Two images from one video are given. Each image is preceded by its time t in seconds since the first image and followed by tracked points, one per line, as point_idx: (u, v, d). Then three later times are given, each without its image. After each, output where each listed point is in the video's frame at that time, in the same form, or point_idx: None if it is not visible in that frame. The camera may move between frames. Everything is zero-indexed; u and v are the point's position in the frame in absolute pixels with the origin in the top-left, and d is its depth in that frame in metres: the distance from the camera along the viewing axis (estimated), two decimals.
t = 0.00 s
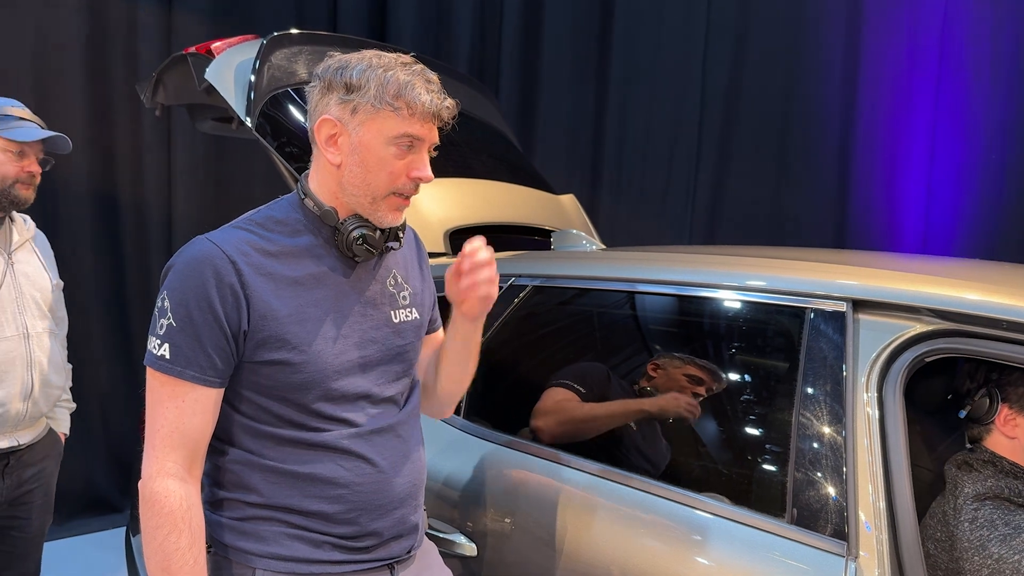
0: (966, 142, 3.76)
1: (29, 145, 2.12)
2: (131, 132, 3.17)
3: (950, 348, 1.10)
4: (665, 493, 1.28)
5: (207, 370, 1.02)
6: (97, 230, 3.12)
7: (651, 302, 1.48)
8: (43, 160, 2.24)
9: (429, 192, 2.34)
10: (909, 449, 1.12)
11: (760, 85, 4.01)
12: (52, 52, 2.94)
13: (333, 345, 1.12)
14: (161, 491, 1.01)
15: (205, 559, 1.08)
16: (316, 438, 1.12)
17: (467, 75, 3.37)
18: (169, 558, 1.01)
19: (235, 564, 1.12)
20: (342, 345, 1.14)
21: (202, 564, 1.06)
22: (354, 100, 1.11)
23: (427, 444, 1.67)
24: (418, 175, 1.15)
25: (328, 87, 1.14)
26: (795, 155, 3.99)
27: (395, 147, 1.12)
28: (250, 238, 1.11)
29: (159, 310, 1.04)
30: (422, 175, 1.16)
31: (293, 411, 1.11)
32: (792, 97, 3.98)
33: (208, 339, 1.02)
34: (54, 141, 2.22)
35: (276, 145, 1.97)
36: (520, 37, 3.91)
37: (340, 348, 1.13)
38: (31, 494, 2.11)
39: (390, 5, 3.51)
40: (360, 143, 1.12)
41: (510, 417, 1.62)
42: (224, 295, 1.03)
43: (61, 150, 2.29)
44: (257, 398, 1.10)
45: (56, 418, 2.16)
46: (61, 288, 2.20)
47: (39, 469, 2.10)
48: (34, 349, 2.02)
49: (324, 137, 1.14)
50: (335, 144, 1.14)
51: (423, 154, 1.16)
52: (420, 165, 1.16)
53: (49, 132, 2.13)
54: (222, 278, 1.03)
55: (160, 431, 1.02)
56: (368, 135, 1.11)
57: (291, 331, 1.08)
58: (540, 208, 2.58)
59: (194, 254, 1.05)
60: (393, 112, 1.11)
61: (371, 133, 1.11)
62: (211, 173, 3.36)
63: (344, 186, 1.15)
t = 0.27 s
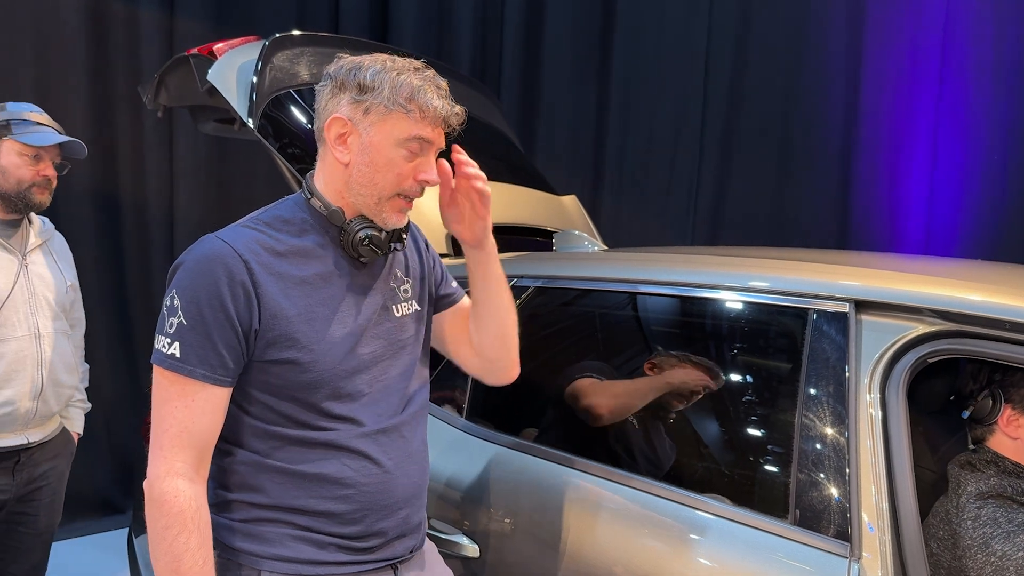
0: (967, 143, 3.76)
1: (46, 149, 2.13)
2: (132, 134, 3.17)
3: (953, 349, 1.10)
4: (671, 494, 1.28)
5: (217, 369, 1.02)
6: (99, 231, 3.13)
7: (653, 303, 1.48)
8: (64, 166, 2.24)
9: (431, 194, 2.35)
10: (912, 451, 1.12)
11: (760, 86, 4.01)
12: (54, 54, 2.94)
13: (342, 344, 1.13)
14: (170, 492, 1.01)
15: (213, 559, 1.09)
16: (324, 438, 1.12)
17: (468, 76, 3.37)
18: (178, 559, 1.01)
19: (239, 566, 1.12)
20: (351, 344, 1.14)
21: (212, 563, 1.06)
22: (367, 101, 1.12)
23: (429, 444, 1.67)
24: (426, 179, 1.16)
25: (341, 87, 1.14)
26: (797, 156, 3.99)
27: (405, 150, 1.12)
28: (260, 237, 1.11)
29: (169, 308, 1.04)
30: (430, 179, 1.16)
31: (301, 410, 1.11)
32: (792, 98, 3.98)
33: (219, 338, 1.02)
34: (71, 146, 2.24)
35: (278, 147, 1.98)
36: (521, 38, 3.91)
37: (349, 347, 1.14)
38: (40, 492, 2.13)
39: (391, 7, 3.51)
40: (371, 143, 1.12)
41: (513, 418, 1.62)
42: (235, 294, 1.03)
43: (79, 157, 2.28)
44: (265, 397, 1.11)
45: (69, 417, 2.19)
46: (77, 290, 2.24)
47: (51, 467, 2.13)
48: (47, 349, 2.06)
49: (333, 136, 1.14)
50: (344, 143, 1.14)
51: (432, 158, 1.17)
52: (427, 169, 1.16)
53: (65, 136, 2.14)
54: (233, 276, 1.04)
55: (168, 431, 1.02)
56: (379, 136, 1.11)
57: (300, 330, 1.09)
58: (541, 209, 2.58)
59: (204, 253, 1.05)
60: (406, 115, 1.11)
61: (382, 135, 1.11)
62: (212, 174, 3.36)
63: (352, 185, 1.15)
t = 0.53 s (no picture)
0: (967, 144, 3.76)
1: (52, 153, 2.15)
2: (132, 135, 3.17)
3: (954, 350, 1.10)
4: (674, 496, 1.28)
5: (218, 372, 1.02)
6: (100, 233, 3.13)
7: (654, 305, 1.48)
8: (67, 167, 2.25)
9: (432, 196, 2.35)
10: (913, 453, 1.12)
11: (761, 86, 4.01)
12: (55, 56, 2.94)
13: (342, 348, 1.13)
14: (176, 495, 1.01)
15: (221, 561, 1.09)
16: (324, 441, 1.12)
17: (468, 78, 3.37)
18: (186, 561, 1.01)
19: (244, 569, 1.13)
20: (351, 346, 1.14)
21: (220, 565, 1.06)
22: (370, 102, 1.12)
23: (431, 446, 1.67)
24: (426, 182, 1.16)
25: (344, 88, 1.14)
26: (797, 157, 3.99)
27: (407, 152, 1.12)
28: (260, 240, 1.11)
29: (169, 312, 1.04)
30: (430, 182, 1.16)
31: (301, 414, 1.11)
32: (793, 99, 3.98)
33: (220, 341, 1.02)
34: (79, 150, 2.25)
35: (279, 149, 1.97)
36: (521, 40, 3.92)
37: (350, 350, 1.14)
38: (44, 492, 2.13)
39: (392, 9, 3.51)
40: (372, 143, 1.12)
41: (514, 420, 1.62)
42: (235, 297, 1.03)
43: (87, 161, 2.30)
44: (265, 400, 1.11)
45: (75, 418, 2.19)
46: (83, 292, 2.24)
47: (56, 468, 2.13)
48: (52, 350, 2.06)
49: (335, 136, 1.15)
50: (345, 144, 1.14)
51: (433, 161, 1.17)
52: (428, 172, 1.16)
53: (72, 141, 2.15)
54: (233, 279, 1.04)
55: (172, 435, 1.02)
56: (380, 137, 1.12)
57: (300, 333, 1.09)
58: (542, 211, 2.59)
59: (205, 256, 1.05)
60: (409, 117, 1.12)
61: (384, 136, 1.11)
62: (213, 176, 3.37)
63: (352, 186, 1.15)
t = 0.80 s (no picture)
0: (965, 146, 3.74)
1: (52, 157, 2.15)
2: (132, 138, 3.18)
3: (953, 353, 1.10)
4: (673, 500, 1.28)
5: (214, 373, 1.02)
6: (100, 235, 3.14)
7: (653, 308, 1.48)
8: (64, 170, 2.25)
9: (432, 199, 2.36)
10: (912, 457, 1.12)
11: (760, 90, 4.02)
12: (54, 59, 2.95)
13: (339, 349, 1.12)
14: (169, 496, 1.00)
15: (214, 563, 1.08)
16: (321, 443, 1.12)
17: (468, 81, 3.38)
18: (179, 563, 1.01)
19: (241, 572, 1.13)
20: (347, 348, 1.14)
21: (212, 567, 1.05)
22: (369, 103, 1.12)
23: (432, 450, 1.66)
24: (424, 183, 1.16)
25: (344, 89, 1.15)
26: (796, 159, 3.99)
27: (405, 153, 1.12)
28: (257, 242, 1.11)
29: (166, 313, 1.04)
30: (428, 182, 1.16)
31: (298, 415, 1.11)
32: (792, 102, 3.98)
33: (216, 342, 1.02)
34: (77, 154, 2.25)
35: (278, 151, 1.97)
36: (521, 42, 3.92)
37: (347, 351, 1.13)
38: (44, 494, 2.12)
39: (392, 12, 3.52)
40: (370, 144, 1.12)
41: (514, 422, 1.62)
42: (231, 298, 1.03)
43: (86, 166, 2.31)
44: (262, 401, 1.10)
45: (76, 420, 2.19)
46: (82, 294, 2.24)
47: (56, 470, 2.13)
48: (51, 351, 2.06)
49: (334, 137, 1.15)
50: (344, 145, 1.14)
51: (431, 164, 1.17)
52: (426, 173, 1.16)
53: (73, 145, 2.16)
54: (229, 280, 1.04)
55: (167, 436, 1.02)
56: (378, 138, 1.11)
57: (297, 334, 1.09)
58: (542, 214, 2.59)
59: (201, 258, 1.05)
60: (407, 117, 1.11)
61: (382, 136, 1.11)
62: (213, 179, 3.37)
63: (350, 187, 1.16)
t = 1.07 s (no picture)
0: (964, 150, 3.75)
1: (46, 158, 2.15)
2: (131, 141, 3.18)
3: (953, 356, 1.10)
4: (673, 504, 1.27)
5: (213, 373, 1.02)
6: (98, 238, 3.14)
7: (651, 311, 1.49)
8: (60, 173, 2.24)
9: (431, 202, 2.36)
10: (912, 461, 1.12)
11: (759, 93, 4.02)
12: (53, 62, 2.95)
13: (339, 350, 1.12)
14: (165, 497, 1.00)
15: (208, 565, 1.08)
16: (319, 444, 1.11)
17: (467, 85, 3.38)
18: (174, 563, 1.01)
19: None
20: (346, 349, 1.13)
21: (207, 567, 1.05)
22: (370, 105, 1.13)
23: (432, 454, 1.66)
24: (426, 185, 1.16)
25: (345, 94, 1.16)
26: (795, 161, 3.99)
27: (406, 155, 1.13)
28: (257, 242, 1.11)
29: (165, 313, 1.04)
30: (430, 185, 1.16)
31: (296, 416, 1.11)
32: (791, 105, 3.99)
33: (214, 342, 1.01)
34: (72, 156, 2.25)
35: (277, 154, 1.99)
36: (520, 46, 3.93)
37: (346, 351, 1.13)
38: (42, 498, 2.12)
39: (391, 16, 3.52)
40: (372, 145, 1.13)
41: (514, 426, 1.62)
42: (230, 299, 1.03)
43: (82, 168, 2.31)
44: (260, 403, 1.10)
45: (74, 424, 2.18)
46: (80, 296, 2.23)
47: (54, 474, 2.12)
48: (48, 354, 2.06)
49: (336, 139, 1.16)
50: (345, 147, 1.15)
51: (433, 165, 1.17)
52: (429, 176, 1.16)
53: (68, 147, 2.16)
54: (229, 280, 1.04)
55: (165, 436, 1.02)
56: (380, 139, 1.12)
57: (296, 335, 1.08)
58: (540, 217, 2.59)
59: (202, 258, 1.05)
60: (408, 117, 1.12)
61: (383, 138, 1.12)
62: (212, 182, 3.37)
63: (351, 189, 1.16)
